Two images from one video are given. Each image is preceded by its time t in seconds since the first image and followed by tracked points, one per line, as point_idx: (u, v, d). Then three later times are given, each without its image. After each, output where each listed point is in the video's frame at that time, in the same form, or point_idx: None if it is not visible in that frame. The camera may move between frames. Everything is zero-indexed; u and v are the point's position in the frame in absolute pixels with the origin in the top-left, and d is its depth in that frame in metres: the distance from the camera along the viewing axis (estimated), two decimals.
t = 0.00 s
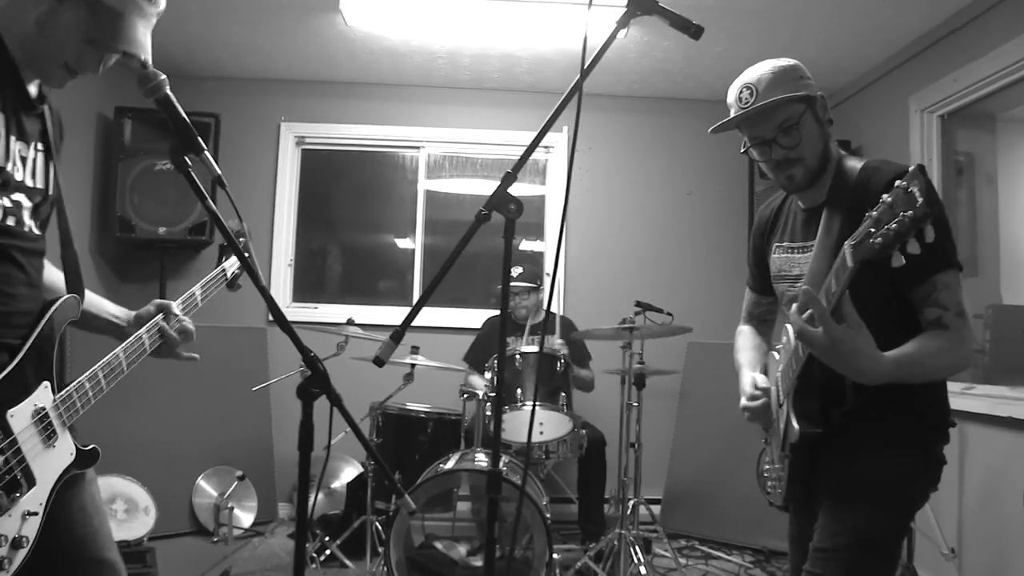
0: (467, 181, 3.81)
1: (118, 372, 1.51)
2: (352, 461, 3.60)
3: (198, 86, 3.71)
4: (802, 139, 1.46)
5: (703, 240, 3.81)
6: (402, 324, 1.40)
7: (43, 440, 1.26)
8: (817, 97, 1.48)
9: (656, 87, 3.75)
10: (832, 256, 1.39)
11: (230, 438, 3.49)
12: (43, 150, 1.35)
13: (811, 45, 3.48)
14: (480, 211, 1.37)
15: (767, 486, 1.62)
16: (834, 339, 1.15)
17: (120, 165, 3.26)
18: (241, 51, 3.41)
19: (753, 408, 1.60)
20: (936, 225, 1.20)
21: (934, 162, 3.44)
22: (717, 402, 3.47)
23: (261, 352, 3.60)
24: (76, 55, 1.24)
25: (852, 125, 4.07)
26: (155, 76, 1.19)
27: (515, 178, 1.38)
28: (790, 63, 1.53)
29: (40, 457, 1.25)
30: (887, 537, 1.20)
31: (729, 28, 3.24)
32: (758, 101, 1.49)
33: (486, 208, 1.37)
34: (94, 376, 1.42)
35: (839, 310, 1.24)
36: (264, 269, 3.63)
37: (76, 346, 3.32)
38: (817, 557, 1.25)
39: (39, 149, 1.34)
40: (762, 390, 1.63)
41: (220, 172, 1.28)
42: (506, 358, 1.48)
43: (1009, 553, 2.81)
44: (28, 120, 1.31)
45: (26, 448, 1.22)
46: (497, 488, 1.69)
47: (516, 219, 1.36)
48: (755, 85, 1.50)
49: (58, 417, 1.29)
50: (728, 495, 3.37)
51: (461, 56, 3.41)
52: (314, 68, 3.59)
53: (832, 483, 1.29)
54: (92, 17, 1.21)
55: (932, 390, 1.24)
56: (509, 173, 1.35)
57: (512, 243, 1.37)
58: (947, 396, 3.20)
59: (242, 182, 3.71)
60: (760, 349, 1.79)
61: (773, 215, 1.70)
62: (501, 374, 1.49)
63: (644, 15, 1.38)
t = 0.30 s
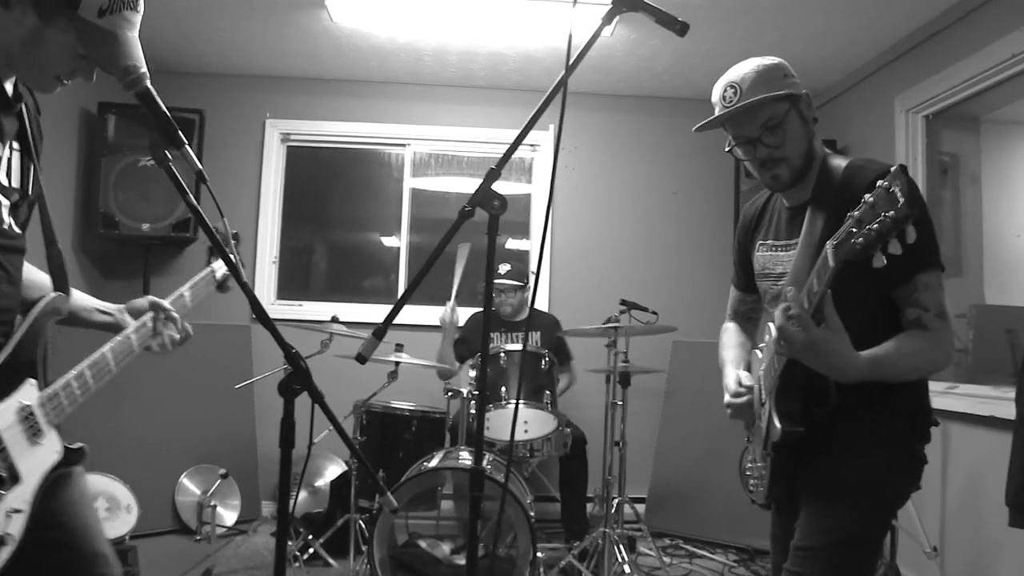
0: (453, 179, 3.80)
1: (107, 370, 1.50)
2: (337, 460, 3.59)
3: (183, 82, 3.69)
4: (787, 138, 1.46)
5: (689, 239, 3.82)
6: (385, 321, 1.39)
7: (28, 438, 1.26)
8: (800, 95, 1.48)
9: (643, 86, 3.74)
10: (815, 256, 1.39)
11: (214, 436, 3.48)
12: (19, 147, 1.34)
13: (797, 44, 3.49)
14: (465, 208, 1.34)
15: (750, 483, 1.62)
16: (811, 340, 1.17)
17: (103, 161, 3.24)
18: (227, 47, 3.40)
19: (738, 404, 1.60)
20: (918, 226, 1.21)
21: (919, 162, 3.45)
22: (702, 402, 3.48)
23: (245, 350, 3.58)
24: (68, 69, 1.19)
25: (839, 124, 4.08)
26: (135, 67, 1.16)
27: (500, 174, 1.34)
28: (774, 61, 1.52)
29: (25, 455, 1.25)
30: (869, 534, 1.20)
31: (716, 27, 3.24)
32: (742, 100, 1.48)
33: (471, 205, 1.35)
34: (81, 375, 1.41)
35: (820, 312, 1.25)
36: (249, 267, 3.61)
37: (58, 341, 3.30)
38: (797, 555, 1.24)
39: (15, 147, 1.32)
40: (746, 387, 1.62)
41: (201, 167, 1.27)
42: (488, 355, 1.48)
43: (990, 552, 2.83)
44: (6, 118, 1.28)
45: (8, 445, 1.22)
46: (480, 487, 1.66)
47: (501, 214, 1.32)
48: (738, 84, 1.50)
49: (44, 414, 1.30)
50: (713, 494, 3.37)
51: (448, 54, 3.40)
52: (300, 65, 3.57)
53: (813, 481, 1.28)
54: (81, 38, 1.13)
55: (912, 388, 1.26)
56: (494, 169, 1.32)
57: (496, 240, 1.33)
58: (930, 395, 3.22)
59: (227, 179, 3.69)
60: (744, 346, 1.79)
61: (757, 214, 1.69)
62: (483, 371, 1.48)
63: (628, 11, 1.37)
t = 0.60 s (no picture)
0: (440, 177, 3.80)
1: (72, 366, 1.47)
2: (324, 458, 3.58)
3: (170, 79, 3.68)
4: (773, 133, 1.45)
5: (677, 237, 3.82)
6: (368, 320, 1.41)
7: None
8: (787, 89, 1.47)
9: (631, 83, 3.74)
10: (800, 252, 1.39)
11: (202, 434, 3.48)
12: (15, 136, 1.37)
13: (784, 42, 3.49)
14: (450, 203, 1.34)
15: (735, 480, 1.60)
16: (788, 349, 1.17)
17: (89, 158, 3.22)
18: (214, 44, 3.39)
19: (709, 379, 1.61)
20: (901, 222, 1.18)
21: (906, 160, 3.46)
22: (690, 400, 3.48)
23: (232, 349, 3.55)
24: (65, 59, 1.23)
25: (827, 122, 4.09)
26: (118, 62, 1.12)
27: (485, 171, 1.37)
28: (762, 55, 1.51)
29: None
30: (855, 530, 1.20)
31: (703, 26, 3.24)
32: (729, 93, 1.47)
33: (455, 201, 1.35)
34: (45, 368, 1.41)
35: (799, 321, 1.22)
36: (237, 264, 3.61)
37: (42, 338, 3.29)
38: (782, 552, 1.23)
39: (11, 135, 1.35)
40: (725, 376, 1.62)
41: (185, 163, 1.28)
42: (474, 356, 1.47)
43: (976, 549, 2.84)
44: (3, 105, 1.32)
45: None
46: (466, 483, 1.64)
47: (486, 211, 1.35)
48: (725, 78, 1.49)
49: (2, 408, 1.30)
50: (701, 492, 3.37)
51: (435, 51, 3.39)
52: (288, 62, 3.56)
53: (799, 478, 1.27)
54: (86, 24, 1.16)
55: (893, 388, 1.24)
56: (480, 163, 1.34)
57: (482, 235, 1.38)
58: (916, 393, 3.23)
59: (213, 176, 3.67)
60: (731, 338, 1.78)
61: (743, 209, 1.68)
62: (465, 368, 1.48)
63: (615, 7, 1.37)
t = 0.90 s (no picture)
0: (427, 172, 3.80)
1: (62, 353, 1.53)
2: (313, 455, 3.55)
3: (155, 75, 3.66)
4: (757, 123, 1.42)
5: (664, 232, 3.82)
6: (353, 312, 1.39)
7: None
8: (772, 81, 1.44)
9: (618, 78, 3.74)
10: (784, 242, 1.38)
11: (189, 431, 3.48)
12: None
13: (771, 36, 3.50)
14: (434, 197, 1.36)
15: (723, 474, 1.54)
16: (773, 340, 1.15)
17: (73, 154, 3.20)
18: (198, 39, 3.37)
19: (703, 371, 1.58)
20: (882, 210, 1.18)
21: (893, 154, 3.46)
22: (678, 395, 3.48)
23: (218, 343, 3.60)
24: None
25: (814, 117, 4.11)
26: (98, 55, 1.20)
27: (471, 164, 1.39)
28: (746, 49, 1.48)
29: None
30: (843, 521, 1.17)
31: (691, 20, 3.23)
32: (714, 85, 1.43)
33: (441, 194, 1.36)
34: (32, 357, 1.45)
35: (783, 313, 1.20)
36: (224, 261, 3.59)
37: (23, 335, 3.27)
38: (771, 544, 1.21)
39: None
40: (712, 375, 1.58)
41: (168, 154, 1.30)
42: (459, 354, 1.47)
43: (962, 541, 2.85)
44: None
45: None
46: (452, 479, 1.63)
47: (470, 204, 1.36)
48: (710, 70, 1.45)
49: None
50: (689, 486, 3.37)
51: (422, 46, 3.38)
52: (274, 57, 3.55)
53: (787, 471, 1.24)
54: None
55: (879, 377, 1.22)
56: (465, 157, 1.36)
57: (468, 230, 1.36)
58: (904, 386, 3.23)
59: (198, 173, 3.66)
60: (717, 334, 1.77)
61: (727, 201, 1.66)
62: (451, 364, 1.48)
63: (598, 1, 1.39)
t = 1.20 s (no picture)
0: (413, 170, 3.79)
1: (41, 345, 1.52)
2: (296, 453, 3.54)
3: (139, 71, 3.64)
4: (739, 121, 1.35)
5: (648, 230, 3.83)
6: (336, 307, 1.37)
7: None
8: (754, 78, 1.38)
9: (604, 77, 3.75)
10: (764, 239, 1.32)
11: (171, 429, 3.47)
12: None
13: (756, 35, 3.51)
14: (415, 193, 1.35)
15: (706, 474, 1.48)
16: (750, 336, 1.10)
17: (54, 150, 3.19)
18: (181, 35, 3.35)
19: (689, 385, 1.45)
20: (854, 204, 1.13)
21: (877, 154, 3.48)
22: (662, 393, 3.48)
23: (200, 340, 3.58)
24: None
25: (798, 116, 4.13)
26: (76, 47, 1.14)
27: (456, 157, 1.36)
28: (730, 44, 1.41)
29: None
30: (822, 518, 1.14)
31: (678, 19, 3.24)
32: (696, 80, 1.36)
33: (423, 190, 1.35)
34: (10, 350, 1.44)
35: (761, 308, 1.15)
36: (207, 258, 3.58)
37: (1, 331, 3.24)
38: (750, 542, 1.18)
39: None
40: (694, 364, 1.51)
41: (147, 150, 1.25)
42: (442, 350, 1.46)
43: (944, 540, 2.86)
44: None
45: None
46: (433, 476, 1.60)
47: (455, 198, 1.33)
48: (692, 65, 1.38)
49: None
50: (673, 484, 3.38)
51: (408, 43, 3.38)
52: (259, 54, 3.53)
53: (767, 469, 1.20)
54: None
55: (864, 376, 1.18)
56: (449, 152, 1.33)
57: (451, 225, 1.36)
58: (887, 385, 3.24)
59: (181, 170, 3.64)
60: (697, 332, 1.69)
61: (709, 199, 1.59)
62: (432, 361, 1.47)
63: None
